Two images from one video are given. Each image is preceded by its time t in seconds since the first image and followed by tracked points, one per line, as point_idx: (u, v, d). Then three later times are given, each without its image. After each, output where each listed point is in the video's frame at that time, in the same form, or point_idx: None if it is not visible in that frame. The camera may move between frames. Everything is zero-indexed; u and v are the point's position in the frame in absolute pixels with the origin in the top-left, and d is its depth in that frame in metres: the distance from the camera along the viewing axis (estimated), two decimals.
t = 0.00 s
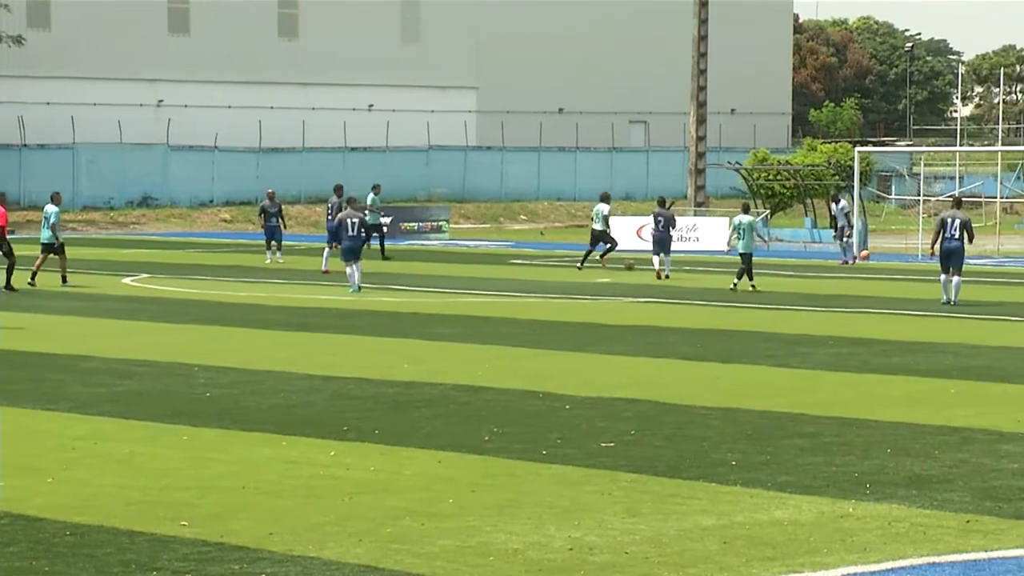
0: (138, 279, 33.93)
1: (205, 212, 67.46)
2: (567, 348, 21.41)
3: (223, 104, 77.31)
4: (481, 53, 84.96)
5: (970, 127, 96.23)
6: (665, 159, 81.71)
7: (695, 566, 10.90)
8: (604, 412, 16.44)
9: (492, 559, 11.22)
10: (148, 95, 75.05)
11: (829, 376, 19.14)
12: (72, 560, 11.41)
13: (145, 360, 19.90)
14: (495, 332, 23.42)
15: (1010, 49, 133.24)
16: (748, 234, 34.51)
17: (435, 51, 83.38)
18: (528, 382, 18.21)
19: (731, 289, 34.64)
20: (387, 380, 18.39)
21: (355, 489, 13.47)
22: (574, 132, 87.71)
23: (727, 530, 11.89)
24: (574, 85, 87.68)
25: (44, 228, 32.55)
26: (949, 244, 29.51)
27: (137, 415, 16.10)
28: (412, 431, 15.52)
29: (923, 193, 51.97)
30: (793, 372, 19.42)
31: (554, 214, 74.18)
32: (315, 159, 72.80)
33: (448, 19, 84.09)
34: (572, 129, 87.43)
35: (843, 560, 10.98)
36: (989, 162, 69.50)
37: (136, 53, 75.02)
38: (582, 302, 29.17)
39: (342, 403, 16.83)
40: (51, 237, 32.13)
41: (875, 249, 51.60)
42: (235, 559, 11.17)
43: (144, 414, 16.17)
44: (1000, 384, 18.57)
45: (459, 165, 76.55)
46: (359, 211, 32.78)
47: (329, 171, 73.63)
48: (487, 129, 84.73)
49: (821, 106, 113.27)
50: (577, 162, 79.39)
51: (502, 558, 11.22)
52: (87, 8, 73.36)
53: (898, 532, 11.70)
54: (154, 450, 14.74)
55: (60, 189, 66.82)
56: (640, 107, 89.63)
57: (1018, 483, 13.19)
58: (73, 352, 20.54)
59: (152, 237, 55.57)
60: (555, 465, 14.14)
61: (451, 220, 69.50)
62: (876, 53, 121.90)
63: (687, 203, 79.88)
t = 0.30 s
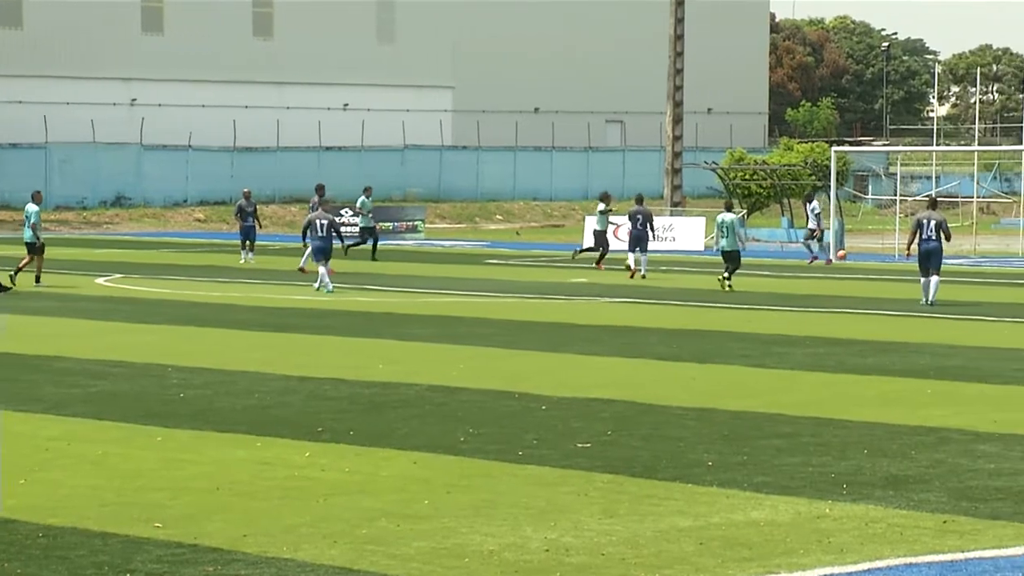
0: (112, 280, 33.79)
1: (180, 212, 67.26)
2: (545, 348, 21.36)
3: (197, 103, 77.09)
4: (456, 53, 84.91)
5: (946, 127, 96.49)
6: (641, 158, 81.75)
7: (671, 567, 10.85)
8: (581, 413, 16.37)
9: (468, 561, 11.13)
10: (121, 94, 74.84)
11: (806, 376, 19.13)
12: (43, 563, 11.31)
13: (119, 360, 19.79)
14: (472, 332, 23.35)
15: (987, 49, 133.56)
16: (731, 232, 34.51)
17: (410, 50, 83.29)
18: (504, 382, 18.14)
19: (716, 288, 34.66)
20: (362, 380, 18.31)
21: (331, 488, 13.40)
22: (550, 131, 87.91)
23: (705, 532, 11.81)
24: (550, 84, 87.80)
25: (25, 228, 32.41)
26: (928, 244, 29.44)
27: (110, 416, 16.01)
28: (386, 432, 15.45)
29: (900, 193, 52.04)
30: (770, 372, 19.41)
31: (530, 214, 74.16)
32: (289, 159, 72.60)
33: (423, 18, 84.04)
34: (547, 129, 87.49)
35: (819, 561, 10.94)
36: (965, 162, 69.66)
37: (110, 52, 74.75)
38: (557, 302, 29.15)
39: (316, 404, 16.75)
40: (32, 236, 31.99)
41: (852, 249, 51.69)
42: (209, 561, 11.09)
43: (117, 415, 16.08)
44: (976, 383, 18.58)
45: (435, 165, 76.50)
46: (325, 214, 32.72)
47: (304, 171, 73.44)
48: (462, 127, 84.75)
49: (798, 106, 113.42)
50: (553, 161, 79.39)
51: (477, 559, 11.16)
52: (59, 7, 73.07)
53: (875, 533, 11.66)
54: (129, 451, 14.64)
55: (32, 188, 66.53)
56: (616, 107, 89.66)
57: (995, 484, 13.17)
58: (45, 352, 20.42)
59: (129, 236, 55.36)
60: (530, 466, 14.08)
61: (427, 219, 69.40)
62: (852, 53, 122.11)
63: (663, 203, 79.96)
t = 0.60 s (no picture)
0: (87, 279, 33.75)
1: (155, 212, 67.02)
2: (523, 349, 21.30)
3: (172, 102, 76.85)
4: (434, 52, 84.86)
5: (925, 127, 96.79)
6: (620, 158, 81.74)
7: (650, 569, 10.80)
8: (559, 413, 16.32)
9: (446, 563, 11.07)
10: (97, 94, 74.59)
11: (784, 376, 19.13)
12: (19, 564, 11.21)
13: (94, 361, 19.67)
14: (450, 333, 23.27)
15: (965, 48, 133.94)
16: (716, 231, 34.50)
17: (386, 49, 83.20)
18: (482, 383, 18.09)
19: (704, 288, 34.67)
20: (340, 381, 18.24)
21: (309, 489, 13.33)
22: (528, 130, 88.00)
23: (684, 533, 11.76)
24: (528, 84, 87.89)
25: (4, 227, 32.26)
26: (906, 244, 29.50)
27: (85, 417, 15.90)
28: (364, 433, 15.38)
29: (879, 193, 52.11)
30: (749, 372, 19.38)
31: (508, 214, 74.10)
32: (266, 158, 72.42)
33: (400, 18, 83.96)
34: (524, 128, 87.57)
35: (800, 561, 10.91)
36: (944, 162, 69.83)
37: (86, 51, 74.48)
38: (535, 302, 29.11)
39: (293, 405, 16.66)
40: (13, 235, 31.82)
41: (832, 248, 51.69)
42: (187, 564, 11.00)
43: (93, 416, 15.98)
44: (956, 383, 18.60)
45: (413, 165, 76.43)
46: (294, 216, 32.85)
47: (281, 171, 73.26)
48: (439, 127, 84.77)
49: (777, 106, 113.59)
50: (532, 160, 79.34)
51: (456, 561, 11.10)
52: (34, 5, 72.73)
53: (855, 533, 11.63)
54: (104, 452, 14.53)
55: (7, 187, 66.20)
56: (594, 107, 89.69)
57: (975, 484, 13.16)
58: (21, 352, 20.30)
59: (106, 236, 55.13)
60: (508, 468, 14.02)
61: (405, 219, 69.32)
62: (831, 52, 122.38)
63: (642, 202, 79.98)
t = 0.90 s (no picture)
0: (65, 279, 33.81)
1: (135, 212, 66.84)
2: (505, 349, 21.26)
3: (152, 102, 76.66)
4: (416, 53, 84.80)
5: (908, 127, 97.06)
6: (602, 158, 81.71)
7: (632, 571, 10.73)
8: (541, 415, 16.25)
9: (428, 565, 11.00)
10: (76, 93, 74.32)
11: (766, 376, 19.11)
12: None
13: (72, 362, 19.55)
14: (430, 334, 23.22)
15: (948, 48, 134.29)
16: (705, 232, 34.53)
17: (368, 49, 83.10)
18: (463, 383, 18.03)
19: (692, 288, 34.61)
20: (322, 382, 18.16)
21: (288, 491, 13.25)
22: (510, 129, 88.01)
23: (668, 535, 11.69)
24: (510, 84, 87.91)
25: None
26: (890, 243, 29.55)
27: (64, 418, 15.82)
28: (345, 434, 15.29)
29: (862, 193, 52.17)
30: (732, 373, 19.38)
31: (490, 215, 74.06)
32: (246, 159, 72.27)
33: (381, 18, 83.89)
34: (506, 127, 87.60)
35: (783, 563, 10.86)
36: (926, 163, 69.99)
37: (66, 51, 74.21)
38: (517, 303, 29.09)
39: (272, 406, 16.60)
40: None
41: (815, 249, 51.74)
42: (166, 567, 10.91)
43: (71, 417, 15.88)
44: (939, 383, 18.61)
45: (394, 164, 76.39)
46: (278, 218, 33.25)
47: (262, 171, 73.14)
48: (421, 126, 84.73)
49: (760, 106, 113.70)
50: (514, 160, 79.32)
51: (438, 563, 11.03)
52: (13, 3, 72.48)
53: (838, 535, 11.59)
54: (83, 454, 14.44)
55: None
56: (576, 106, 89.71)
57: (957, 485, 13.14)
58: None
59: (85, 236, 54.96)
60: (489, 468, 13.97)
61: (386, 220, 69.25)
62: (814, 52, 122.60)
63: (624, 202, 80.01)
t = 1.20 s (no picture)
0: (47, 280, 33.70)
1: (116, 212, 66.69)
2: (488, 350, 21.23)
3: (133, 101, 76.40)
4: (399, 52, 84.69)
5: (891, 128, 97.13)
6: (585, 158, 81.71)
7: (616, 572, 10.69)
8: (525, 415, 16.21)
9: (410, 566, 10.96)
10: (57, 92, 73.95)
11: (749, 377, 19.09)
12: None
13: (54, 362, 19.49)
14: (413, 334, 23.17)
15: (932, 48, 134.46)
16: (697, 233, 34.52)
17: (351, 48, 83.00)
18: (447, 384, 18.00)
19: (681, 289, 34.55)
20: (304, 382, 18.10)
21: (271, 491, 13.20)
22: (493, 128, 87.91)
23: (651, 536, 11.65)
24: (493, 83, 87.87)
25: None
26: (875, 243, 29.55)
27: (47, 418, 15.75)
28: (328, 435, 15.25)
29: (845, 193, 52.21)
30: (715, 373, 19.36)
31: (472, 215, 73.94)
32: (227, 158, 72.15)
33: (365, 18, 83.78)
34: (489, 127, 87.59)
35: (766, 563, 10.84)
36: (910, 163, 70.06)
37: (45, 49, 73.88)
38: (501, 302, 29.06)
39: (255, 406, 16.55)
40: None
41: (798, 249, 51.72)
42: (148, 568, 10.85)
43: (54, 418, 15.82)
44: (922, 384, 18.61)
45: (376, 164, 76.32)
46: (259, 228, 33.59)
47: (244, 171, 73.00)
48: (403, 126, 84.69)
49: (744, 105, 113.75)
50: (497, 160, 79.31)
51: (421, 564, 10.98)
52: None
53: (821, 535, 11.56)
54: (65, 454, 14.39)
55: None
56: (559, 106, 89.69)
57: (941, 485, 13.12)
58: None
59: (66, 236, 54.85)
60: (473, 469, 13.93)
61: (368, 220, 69.11)
62: (798, 52, 122.64)
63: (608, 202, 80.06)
